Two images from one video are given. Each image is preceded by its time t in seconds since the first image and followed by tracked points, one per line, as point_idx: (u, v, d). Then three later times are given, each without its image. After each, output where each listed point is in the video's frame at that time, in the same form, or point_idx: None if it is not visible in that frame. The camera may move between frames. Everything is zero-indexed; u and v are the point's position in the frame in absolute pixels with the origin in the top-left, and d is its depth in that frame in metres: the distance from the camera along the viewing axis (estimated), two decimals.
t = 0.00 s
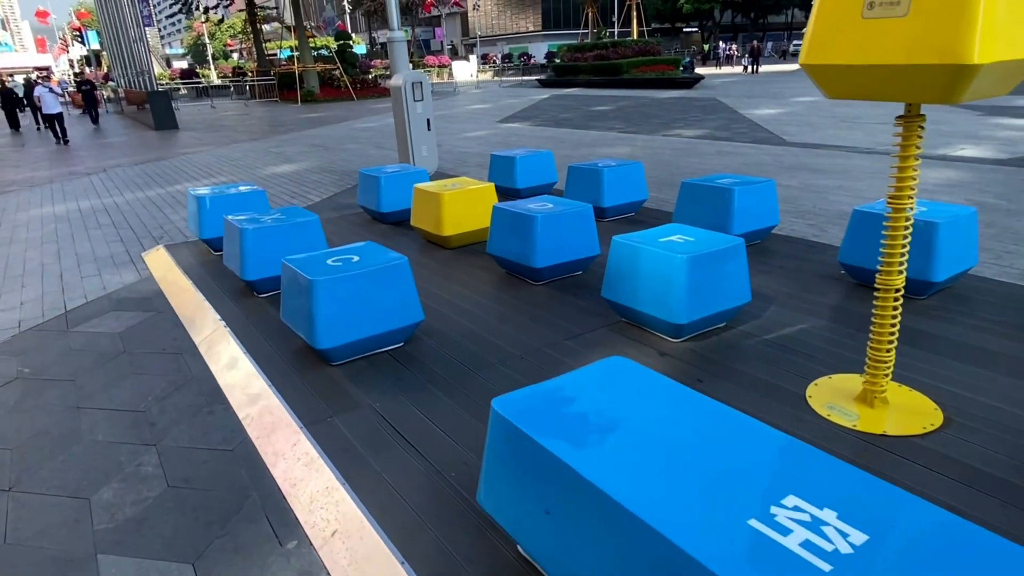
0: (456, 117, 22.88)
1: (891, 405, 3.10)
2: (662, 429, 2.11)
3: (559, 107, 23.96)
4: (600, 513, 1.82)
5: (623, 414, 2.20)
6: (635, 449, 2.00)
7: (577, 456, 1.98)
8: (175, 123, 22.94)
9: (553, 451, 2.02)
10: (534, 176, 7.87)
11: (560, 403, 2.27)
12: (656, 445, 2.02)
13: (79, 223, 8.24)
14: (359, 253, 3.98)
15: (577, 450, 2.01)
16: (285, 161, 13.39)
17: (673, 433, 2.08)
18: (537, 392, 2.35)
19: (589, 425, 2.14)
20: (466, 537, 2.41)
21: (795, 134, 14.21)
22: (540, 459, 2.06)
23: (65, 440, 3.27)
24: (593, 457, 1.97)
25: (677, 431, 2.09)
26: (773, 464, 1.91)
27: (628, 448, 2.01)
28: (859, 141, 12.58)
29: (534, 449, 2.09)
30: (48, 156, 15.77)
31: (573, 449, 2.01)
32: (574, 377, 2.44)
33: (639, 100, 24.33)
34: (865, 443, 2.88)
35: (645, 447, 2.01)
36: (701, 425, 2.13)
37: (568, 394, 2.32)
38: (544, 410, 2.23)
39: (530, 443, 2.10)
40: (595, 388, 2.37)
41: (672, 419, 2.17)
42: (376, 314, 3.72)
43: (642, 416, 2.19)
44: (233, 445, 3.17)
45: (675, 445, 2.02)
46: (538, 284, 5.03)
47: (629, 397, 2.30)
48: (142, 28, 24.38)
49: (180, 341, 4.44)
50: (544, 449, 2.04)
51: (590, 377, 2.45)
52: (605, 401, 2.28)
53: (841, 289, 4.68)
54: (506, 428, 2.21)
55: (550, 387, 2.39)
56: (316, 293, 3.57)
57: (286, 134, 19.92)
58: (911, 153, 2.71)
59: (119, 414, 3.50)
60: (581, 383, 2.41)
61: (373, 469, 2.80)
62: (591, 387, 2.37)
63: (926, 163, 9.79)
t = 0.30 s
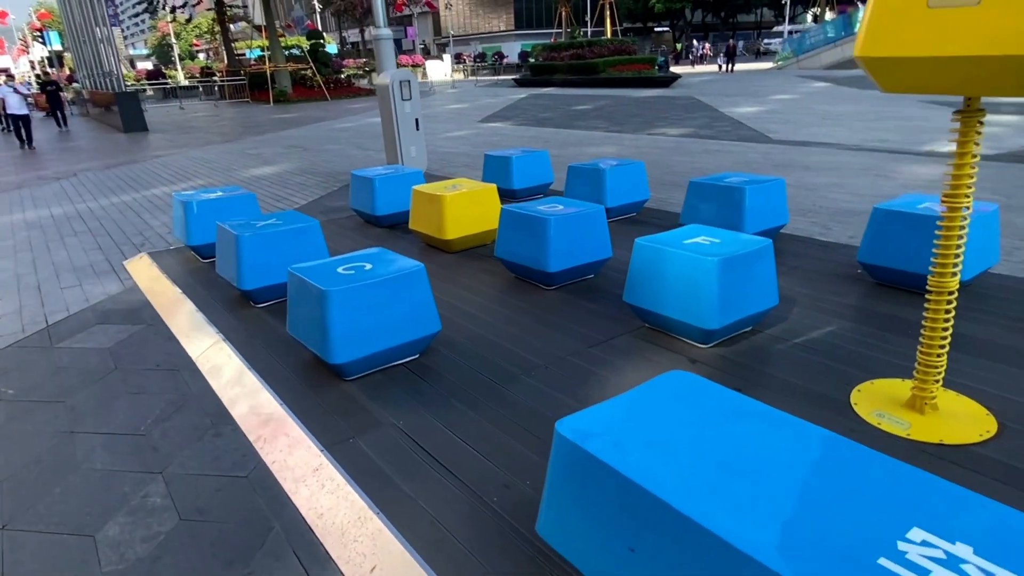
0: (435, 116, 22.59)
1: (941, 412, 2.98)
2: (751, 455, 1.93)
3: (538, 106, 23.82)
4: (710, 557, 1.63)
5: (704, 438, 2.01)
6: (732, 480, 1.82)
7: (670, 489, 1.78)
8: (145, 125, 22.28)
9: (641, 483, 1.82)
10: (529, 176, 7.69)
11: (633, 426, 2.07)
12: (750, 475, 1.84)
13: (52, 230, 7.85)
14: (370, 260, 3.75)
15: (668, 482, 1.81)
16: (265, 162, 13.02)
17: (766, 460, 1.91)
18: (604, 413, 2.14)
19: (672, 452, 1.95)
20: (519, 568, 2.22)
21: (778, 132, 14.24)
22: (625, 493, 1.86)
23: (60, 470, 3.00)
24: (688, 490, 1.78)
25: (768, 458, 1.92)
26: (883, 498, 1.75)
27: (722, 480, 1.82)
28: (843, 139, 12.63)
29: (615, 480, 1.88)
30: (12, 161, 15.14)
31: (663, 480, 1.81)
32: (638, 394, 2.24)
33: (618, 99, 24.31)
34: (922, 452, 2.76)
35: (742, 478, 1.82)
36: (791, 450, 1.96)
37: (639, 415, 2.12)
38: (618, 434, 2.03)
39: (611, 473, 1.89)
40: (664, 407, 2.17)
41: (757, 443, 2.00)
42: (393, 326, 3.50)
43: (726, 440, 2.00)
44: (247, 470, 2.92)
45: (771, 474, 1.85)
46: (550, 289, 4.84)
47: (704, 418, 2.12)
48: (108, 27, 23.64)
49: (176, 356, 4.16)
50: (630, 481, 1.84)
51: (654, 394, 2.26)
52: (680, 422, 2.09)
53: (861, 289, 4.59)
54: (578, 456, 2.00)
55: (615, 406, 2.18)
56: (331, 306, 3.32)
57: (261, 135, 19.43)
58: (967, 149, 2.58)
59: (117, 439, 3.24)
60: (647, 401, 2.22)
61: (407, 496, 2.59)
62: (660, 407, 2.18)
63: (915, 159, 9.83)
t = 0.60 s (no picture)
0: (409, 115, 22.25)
1: (981, 421, 2.91)
2: (839, 485, 1.80)
3: (514, 104, 23.63)
4: None
5: (784, 466, 1.88)
6: (827, 516, 1.69)
7: (762, 533, 1.64)
8: (108, 126, 21.53)
9: (731, 526, 1.68)
10: (521, 177, 7.53)
11: (704, 458, 1.92)
12: (842, 509, 1.71)
13: (20, 240, 7.46)
14: (378, 272, 3.55)
15: (761, 524, 1.67)
16: (239, 164, 12.62)
17: (856, 488, 1.78)
18: (669, 444, 1.99)
19: (754, 487, 1.81)
20: None
21: (758, 129, 14.28)
22: (711, 536, 1.72)
23: (53, 509, 2.76)
24: (784, 531, 1.64)
25: (856, 486, 1.80)
26: (988, 527, 1.64)
27: (816, 517, 1.69)
28: (824, 135, 12.70)
29: (699, 522, 1.74)
30: None
31: (754, 521, 1.68)
32: (700, 418, 2.10)
33: (593, 97, 24.24)
34: (969, 464, 2.67)
35: (836, 514, 1.69)
36: (876, 475, 1.84)
37: (708, 444, 1.98)
38: (692, 468, 1.88)
39: (694, 515, 1.74)
40: (730, 432, 2.03)
41: (840, 468, 1.87)
42: (407, 342, 3.31)
43: (807, 467, 1.87)
44: (260, 504, 2.72)
45: (864, 505, 1.73)
46: (557, 296, 4.70)
47: (775, 442, 1.98)
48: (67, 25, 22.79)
49: (168, 377, 3.91)
50: (719, 525, 1.69)
51: (717, 416, 2.11)
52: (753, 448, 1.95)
53: (873, 290, 4.53)
54: (650, 494, 1.85)
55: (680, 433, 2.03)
56: (343, 323, 3.12)
57: (231, 136, 18.90)
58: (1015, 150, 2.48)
59: (113, 472, 3.00)
60: (711, 427, 2.07)
61: (443, 531, 2.41)
62: (726, 432, 2.03)
63: (899, 155, 9.89)
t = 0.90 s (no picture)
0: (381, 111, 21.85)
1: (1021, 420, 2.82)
2: (937, 505, 1.66)
3: (487, 99, 23.36)
4: None
5: (874, 488, 1.73)
6: (936, 546, 1.53)
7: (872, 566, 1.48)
8: (66, 124, 20.70)
9: (833, 559, 1.52)
10: (510, 173, 7.35)
11: (787, 481, 1.76)
12: (950, 534, 1.56)
13: None
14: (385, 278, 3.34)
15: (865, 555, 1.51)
16: (210, 163, 12.18)
17: (959, 512, 1.63)
18: (745, 465, 1.82)
19: (846, 511, 1.65)
20: None
21: (736, 122, 14.28)
22: (809, 572, 1.56)
23: (40, 547, 2.51)
24: (894, 564, 1.49)
25: (956, 507, 1.65)
26: None
27: (923, 544, 1.54)
28: (802, 128, 12.73)
29: (792, 555, 1.58)
30: None
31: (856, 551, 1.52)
32: (770, 436, 1.94)
33: (567, 91, 24.09)
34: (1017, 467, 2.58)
35: (943, 539, 1.54)
36: (977, 496, 1.69)
37: (786, 464, 1.82)
38: (775, 493, 1.72)
39: (788, 549, 1.58)
40: (805, 449, 1.88)
41: (933, 487, 1.72)
42: (421, 353, 3.11)
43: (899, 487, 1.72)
44: (272, 535, 2.50)
45: (971, 528, 1.58)
46: (562, 297, 4.53)
47: (856, 458, 1.83)
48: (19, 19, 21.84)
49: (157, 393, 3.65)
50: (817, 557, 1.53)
51: (790, 432, 1.96)
52: (837, 469, 1.79)
53: (884, 285, 4.46)
54: (733, 523, 1.68)
55: (754, 453, 1.87)
56: (355, 334, 2.90)
57: (197, 134, 18.30)
58: None
59: (104, 502, 2.75)
60: (785, 443, 1.91)
61: (482, 560, 2.23)
62: (803, 450, 1.88)
63: (880, 147, 9.93)
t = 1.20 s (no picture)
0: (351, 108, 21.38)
1: None
2: None
3: (459, 95, 23.06)
4: None
5: (986, 517, 1.61)
6: None
7: None
8: (19, 124, 19.79)
9: None
10: (499, 172, 7.15)
11: (889, 516, 1.64)
12: None
13: None
14: (399, 288, 3.12)
15: None
16: (178, 164, 11.70)
17: None
18: (836, 504, 1.69)
19: (964, 546, 1.53)
20: None
21: (713, 116, 14.26)
22: None
23: None
24: None
25: None
26: None
27: None
28: (780, 122, 12.74)
29: None
30: None
31: None
32: (858, 464, 1.82)
33: (539, 87, 23.91)
34: None
35: None
36: None
37: (881, 499, 1.69)
38: (880, 531, 1.59)
39: None
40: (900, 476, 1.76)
41: None
42: (442, 370, 2.90)
43: (1011, 513, 1.61)
44: None
45: None
46: (571, 301, 4.38)
47: (956, 483, 1.71)
48: None
49: (148, 417, 3.39)
50: None
51: (877, 460, 1.83)
52: (940, 498, 1.67)
53: (897, 283, 4.38)
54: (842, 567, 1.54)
55: (843, 487, 1.74)
56: (372, 352, 2.68)
57: (161, 133, 17.65)
58: None
59: (101, 544, 2.50)
60: (874, 474, 1.78)
61: None
62: (897, 480, 1.75)
63: (861, 141, 9.95)
